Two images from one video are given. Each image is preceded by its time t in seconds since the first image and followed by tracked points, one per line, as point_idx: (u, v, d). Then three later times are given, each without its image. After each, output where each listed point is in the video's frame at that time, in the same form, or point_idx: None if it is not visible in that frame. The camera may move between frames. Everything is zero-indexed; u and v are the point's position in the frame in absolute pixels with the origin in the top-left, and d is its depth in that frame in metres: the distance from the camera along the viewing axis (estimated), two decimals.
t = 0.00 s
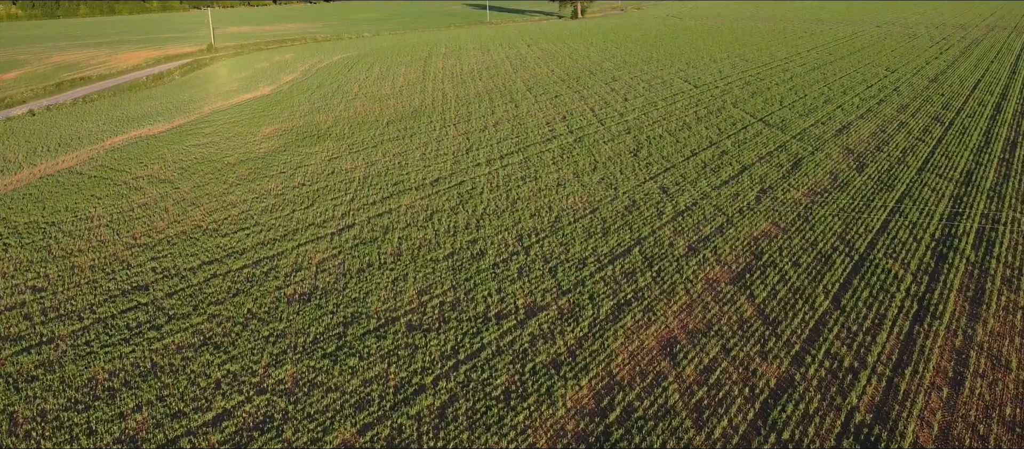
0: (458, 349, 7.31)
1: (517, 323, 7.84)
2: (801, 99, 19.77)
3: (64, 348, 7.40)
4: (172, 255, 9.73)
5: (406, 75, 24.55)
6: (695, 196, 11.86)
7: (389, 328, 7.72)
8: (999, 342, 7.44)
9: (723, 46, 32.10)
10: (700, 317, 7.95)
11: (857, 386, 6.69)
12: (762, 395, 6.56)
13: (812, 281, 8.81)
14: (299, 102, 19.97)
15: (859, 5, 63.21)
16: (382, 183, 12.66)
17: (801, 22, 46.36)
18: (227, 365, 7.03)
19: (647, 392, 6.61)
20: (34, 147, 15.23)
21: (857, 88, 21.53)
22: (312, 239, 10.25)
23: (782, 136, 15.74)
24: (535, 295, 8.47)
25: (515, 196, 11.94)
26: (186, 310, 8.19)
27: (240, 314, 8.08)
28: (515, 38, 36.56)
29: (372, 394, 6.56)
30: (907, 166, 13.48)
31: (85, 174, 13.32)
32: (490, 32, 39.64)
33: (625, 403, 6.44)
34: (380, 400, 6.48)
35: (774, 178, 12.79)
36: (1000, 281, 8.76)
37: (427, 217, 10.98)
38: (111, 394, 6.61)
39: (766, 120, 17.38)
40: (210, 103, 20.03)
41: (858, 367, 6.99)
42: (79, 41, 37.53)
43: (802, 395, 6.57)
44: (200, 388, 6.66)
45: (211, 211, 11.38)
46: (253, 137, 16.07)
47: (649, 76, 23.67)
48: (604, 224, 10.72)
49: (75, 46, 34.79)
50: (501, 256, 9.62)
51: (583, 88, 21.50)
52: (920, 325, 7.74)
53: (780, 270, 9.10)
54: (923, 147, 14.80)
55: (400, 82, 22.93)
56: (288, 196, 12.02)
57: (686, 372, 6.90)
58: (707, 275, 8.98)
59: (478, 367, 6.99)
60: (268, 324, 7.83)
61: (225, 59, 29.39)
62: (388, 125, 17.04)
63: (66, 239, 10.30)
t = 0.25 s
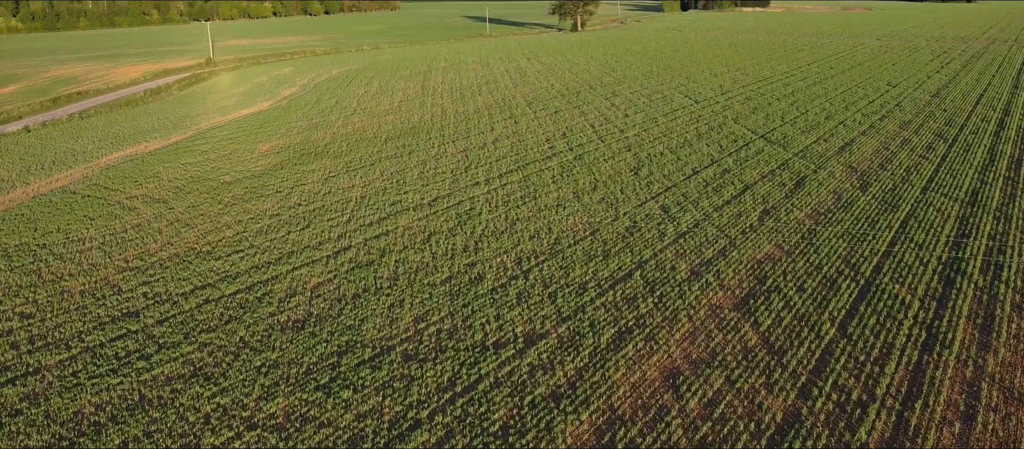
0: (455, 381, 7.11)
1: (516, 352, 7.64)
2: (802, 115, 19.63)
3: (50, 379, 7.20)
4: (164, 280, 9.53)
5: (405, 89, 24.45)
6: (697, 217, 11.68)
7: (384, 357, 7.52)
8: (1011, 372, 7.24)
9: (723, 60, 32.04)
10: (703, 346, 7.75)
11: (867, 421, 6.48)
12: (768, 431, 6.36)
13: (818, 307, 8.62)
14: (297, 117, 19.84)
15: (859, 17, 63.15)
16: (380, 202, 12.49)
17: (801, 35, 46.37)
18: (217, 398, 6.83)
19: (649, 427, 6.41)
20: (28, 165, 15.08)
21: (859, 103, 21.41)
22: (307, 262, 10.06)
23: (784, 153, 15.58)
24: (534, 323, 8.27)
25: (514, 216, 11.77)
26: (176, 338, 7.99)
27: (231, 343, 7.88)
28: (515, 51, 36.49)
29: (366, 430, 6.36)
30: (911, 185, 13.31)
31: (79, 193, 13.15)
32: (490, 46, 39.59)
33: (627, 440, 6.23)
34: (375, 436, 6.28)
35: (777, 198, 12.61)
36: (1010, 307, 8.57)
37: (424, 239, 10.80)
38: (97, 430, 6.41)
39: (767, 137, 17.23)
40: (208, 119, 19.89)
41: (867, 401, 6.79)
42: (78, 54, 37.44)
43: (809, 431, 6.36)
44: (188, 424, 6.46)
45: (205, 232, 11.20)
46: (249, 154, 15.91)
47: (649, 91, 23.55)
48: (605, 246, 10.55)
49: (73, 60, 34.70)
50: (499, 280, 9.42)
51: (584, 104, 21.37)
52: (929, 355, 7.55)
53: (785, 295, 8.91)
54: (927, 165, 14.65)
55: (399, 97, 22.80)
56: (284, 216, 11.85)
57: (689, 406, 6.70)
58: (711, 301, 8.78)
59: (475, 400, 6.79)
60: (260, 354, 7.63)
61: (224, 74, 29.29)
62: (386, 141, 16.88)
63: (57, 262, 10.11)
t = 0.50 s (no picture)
0: (451, 415, 6.91)
1: (514, 383, 7.44)
2: (804, 131, 19.49)
3: (34, 413, 7.01)
4: (155, 304, 9.34)
5: (404, 104, 24.32)
6: (699, 237, 11.49)
7: (379, 388, 7.32)
8: None
9: (723, 74, 31.94)
10: (706, 376, 7.55)
11: None
12: None
13: (824, 334, 8.42)
14: (295, 133, 19.68)
15: (859, 30, 63.19)
16: (377, 222, 12.31)
17: (801, 47, 46.34)
18: (206, 433, 6.63)
19: None
20: (23, 183, 14.91)
21: (861, 118, 21.27)
22: (302, 286, 9.87)
23: (786, 171, 15.40)
24: (533, 351, 8.07)
25: (513, 237, 11.59)
26: (166, 367, 7.80)
27: (222, 373, 7.68)
28: (515, 65, 36.40)
29: None
30: (916, 204, 13.13)
31: (72, 212, 12.98)
32: (489, 59, 39.51)
33: None
34: None
35: (780, 218, 12.43)
36: (1020, 334, 8.37)
37: (422, 261, 10.61)
38: None
39: (769, 153, 17.07)
40: (205, 134, 19.75)
41: (876, 436, 6.59)
42: (76, 68, 37.35)
43: None
44: None
45: (199, 254, 11.01)
46: (246, 171, 15.74)
47: (650, 106, 23.42)
48: (606, 268, 10.36)
49: (72, 73, 34.60)
50: (498, 305, 9.23)
51: (584, 119, 21.23)
52: (939, 386, 7.35)
53: (790, 322, 8.71)
54: (932, 183, 14.49)
55: (398, 113, 22.67)
56: (280, 236, 11.66)
57: (693, 441, 6.50)
58: (714, 328, 8.59)
59: (472, 436, 6.59)
60: (251, 384, 7.43)
61: (222, 88, 29.17)
62: (385, 158, 16.72)
63: (47, 285, 9.93)
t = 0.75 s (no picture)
0: None
1: (513, 414, 7.24)
2: (806, 146, 19.34)
3: None
4: (146, 329, 9.15)
5: (404, 119, 24.18)
6: (701, 259, 11.31)
7: (373, 421, 7.12)
8: None
9: (724, 88, 31.83)
10: (710, 407, 7.35)
11: None
12: None
13: (830, 362, 8.23)
14: (293, 149, 19.53)
15: (860, 42, 63.18)
16: (374, 243, 12.13)
17: (801, 60, 46.30)
18: None
19: None
20: (16, 201, 14.74)
21: (863, 134, 21.13)
22: (296, 310, 9.68)
23: (789, 188, 15.24)
24: (532, 380, 7.87)
25: (513, 258, 11.41)
26: (155, 398, 7.60)
27: (212, 404, 7.47)
28: (515, 78, 36.31)
29: None
30: (921, 223, 12.96)
31: (65, 232, 12.80)
32: (489, 72, 39.45)
33: None
34: None
35: (783, 237, 12.25)
36: None
37: (419, 284, 10.42)
38: None
39: (771, 170, 16.92)
40: (202, 150, 19.59)
41: None
42: (75, 81, 37.27)
43: None
44: None
45: (192, 276, 10.82)
46: (242, 189, 15.58)
47: (650, 120, 23.29)
48: (607, 292, 10.17)
49: (70, 87, 34.51)
50: (497, 330, 9.05)
51: (584, 135, 21.08)
52: (950, 417, 7.15)
53: (795, 348, 8.51)
54: (936, 201, 14.32)
55: (397, 128, 22.53)
56: (275, 257, 11.48)
57: None
58: (718, 355, 8.39)
59: None
60: (242, 416, 7.23)
61: (221, 102, 29.06)
62: (383, 175, 16.56)
63: (36, 309, 9.75)
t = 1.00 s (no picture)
0: None
1: None
2: (808, 163, 19.18)
3: None
4: (136, 356, 8.95)
5: (402, 134, 24.04)
6: (703, 281, 11.12)
7: None
8: None
9: (724, 102, 31.71)
10: (715, 440, 7.14)
11: None
12: None
13: (837, 391, 8.02)
14: (291, 165, 19.36)
15: (859, 55, 63.20)
16: (371, 264, 11.94)
17: (802, 73, 46.25)
18: None
19: None
20: (9, 220, 14.56)
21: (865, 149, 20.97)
22: (290, 335, 9.48)
23: (792, 206, 15.06)
24: (531, 411, 7.67)
25: (512, 280, 11.22)
26: (143, 430, 7.39)
27: (202, 437, 7.27)
28: (514, 91, 36.21)
29: None
30: (926, 243, 12.77)
31: (57, 252, 12.61)
32: (489, 85, 39.33)
33: None
34: None
35: (787, 258, 12.06)
36: None
37: (416, 308, 10.23)
38: None
39: (774, 187, 16.74)
40: (198, 166, 19.42)
41: None
42: (74, 94, 37.17)
43: None
44: None
45: (186, 299, 10.62)
46: (238, 206, 15.40)
47: (650, 135, 23.15)
48: (608, 316, 9.97)
49: (68, 101, 34.40)
50: (496, 356, 8.84)
51: (584, 151, 20.93)
52: None
53: (801, 376, 8.31)
54: (941, 220, 14.14)
55: (396, 143, 22.38)
56: (270, 279, 11.29)
57: None
58: (722, 384, 8.18)
59: None
60: None
61: (219, 115, 28.92)
62: (381, 192, 16.39)
63: (25, 334, 9.55)
